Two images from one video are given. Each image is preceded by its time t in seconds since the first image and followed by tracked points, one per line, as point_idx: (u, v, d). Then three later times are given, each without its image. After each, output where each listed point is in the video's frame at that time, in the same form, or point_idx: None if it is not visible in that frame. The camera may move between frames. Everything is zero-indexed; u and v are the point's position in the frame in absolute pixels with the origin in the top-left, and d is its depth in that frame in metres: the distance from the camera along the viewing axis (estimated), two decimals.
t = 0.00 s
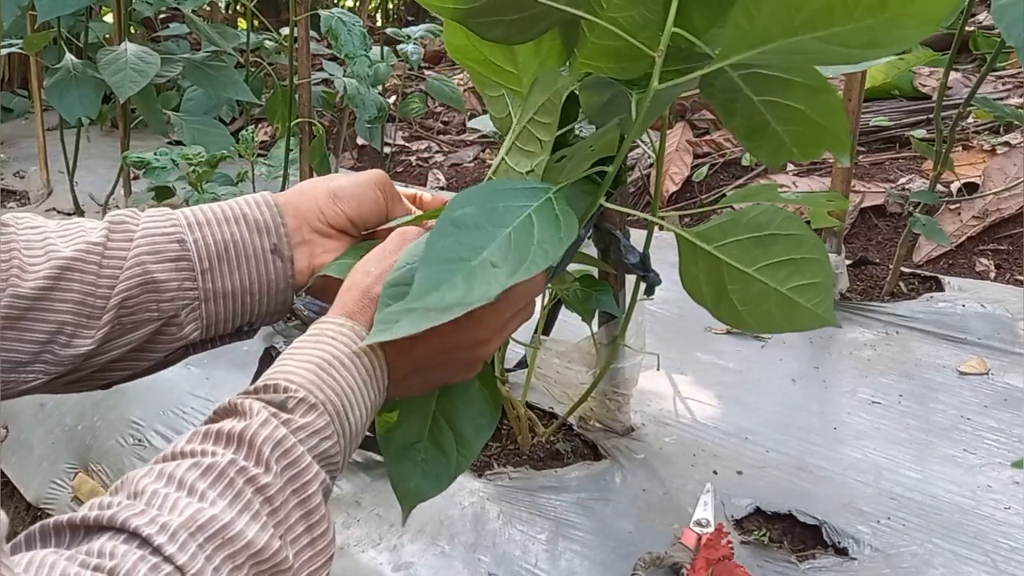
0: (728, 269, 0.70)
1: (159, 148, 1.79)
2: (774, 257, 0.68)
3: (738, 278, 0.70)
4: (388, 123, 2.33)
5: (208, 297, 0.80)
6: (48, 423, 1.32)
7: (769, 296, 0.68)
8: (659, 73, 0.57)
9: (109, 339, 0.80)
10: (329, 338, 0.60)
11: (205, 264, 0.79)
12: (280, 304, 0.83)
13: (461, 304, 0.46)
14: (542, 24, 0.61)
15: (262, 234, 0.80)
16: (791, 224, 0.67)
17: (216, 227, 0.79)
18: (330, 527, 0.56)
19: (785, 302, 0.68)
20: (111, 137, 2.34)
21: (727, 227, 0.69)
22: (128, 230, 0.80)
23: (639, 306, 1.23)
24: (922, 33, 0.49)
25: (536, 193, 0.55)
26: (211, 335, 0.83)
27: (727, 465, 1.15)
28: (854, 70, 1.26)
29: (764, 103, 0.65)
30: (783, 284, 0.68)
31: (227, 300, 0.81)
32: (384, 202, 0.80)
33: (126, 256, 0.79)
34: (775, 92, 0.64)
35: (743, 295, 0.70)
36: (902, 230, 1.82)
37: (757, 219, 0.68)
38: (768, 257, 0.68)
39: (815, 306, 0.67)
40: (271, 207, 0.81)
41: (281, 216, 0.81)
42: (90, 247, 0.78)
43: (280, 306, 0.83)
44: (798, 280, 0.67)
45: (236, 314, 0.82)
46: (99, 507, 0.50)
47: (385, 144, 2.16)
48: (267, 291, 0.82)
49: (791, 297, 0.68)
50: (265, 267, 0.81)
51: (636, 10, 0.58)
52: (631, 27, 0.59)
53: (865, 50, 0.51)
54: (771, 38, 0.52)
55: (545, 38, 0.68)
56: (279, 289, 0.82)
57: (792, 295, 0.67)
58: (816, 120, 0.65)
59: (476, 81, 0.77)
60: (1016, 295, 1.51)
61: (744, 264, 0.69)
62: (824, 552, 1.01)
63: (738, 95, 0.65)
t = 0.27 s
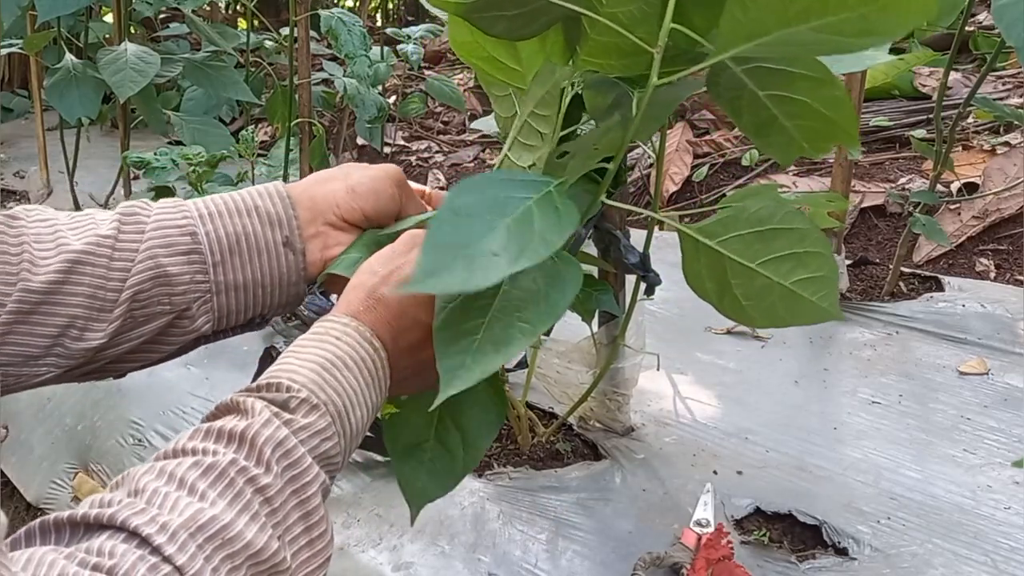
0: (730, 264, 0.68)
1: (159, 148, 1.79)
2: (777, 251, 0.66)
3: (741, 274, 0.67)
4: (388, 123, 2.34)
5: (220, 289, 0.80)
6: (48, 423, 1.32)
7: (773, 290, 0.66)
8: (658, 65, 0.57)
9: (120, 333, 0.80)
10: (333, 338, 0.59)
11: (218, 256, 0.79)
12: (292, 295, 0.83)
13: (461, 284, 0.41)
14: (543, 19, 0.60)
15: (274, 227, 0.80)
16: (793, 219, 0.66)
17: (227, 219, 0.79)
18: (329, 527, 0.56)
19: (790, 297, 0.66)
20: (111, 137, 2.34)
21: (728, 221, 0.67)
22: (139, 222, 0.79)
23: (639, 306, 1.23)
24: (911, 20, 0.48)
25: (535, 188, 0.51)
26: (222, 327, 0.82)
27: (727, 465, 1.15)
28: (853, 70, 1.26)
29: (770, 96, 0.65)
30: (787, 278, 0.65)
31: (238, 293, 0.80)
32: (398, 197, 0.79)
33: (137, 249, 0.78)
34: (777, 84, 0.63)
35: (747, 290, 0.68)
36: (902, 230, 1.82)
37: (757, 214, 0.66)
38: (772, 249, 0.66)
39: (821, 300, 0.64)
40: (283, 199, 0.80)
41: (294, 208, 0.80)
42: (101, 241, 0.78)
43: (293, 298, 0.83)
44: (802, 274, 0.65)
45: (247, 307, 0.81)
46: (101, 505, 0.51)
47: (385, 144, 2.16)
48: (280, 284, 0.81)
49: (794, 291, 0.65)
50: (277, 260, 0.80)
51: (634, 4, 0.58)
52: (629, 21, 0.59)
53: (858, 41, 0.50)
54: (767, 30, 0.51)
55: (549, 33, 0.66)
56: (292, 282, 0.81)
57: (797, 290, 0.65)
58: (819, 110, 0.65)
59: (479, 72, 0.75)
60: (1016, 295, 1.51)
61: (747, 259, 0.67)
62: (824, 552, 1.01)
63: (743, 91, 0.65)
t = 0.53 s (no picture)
0: (737, 272, 0.66)
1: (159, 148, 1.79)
2: (783, 262, 0.64)
3: (745, 282, 0.66)
4: (388, 123, 2.34)
5: (236, 280, 0.79)
6: (48, 423, 1.32)
7: (777, 301, 0.64)
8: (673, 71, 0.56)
9: (136, 324, 0.80)
10: (341, 332, 0.59)
11: (233, 247, 0.78)
12: (310, 285, 0.81)
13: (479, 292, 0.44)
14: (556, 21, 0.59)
15: (290, 217, 0.78)
16: (801, 230, 0.64)
17: (245, 208, 0.77)
18: (330, 521, 0.57)
19: (794, 309, 0.64)
20: (111, 137, 2.34)
21: (736, 229, 0.66)
22: (155, 211, 0.79)
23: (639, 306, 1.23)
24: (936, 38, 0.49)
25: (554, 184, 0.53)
26: (240, 317, 0.81)
27: (727, 465, 1.15)
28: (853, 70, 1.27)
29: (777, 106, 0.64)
30: (790, 290, 0.63)
31: (255, 283, 0.79)
32: (414, 189, 0.78)
33: (154, 239, 0.78)
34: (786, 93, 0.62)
35: (751, 300, 0.66)
36: (902, 230, 1.82)
37: (766, 222, 0.64)
38: (777, 260, 0.64)
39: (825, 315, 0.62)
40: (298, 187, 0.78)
41: (310, 198, 0.78)
42: (116, 231, 0.77)
43: (312, 288, 0.81)
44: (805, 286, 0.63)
45: (265, 297, 0.80)
46: (107, 495, 0.51)
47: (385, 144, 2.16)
48: (297, 274, 0.80)
49: (798, 304, 0.63)
50: (295, 250, 0.78)
51: (651, 7, 0.57)
52: (645, 24, 0.58)
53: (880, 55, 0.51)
54: (786, 37, 0.51)
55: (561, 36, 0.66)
56: (308, 272, 0.79)
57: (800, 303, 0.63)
58: (823, 119, 0.64)
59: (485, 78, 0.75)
60: (1016, 295, 1.51)
61: (751, 267, 0.65)
62: (824, 552, 1.01)
63: (748, 99, 0.64)
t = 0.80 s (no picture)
0: (722, 264, 0.69)
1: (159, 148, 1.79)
2: (768, 257, 0.67)
3: (730, 276, 0.70)
4: (388, 123, 2.34)
5: (236, 276, 0.81)
6: (48, 423, 1.31)
7: (762, 295, 0.68)
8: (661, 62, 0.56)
9: (135, 321, 0.82)
10: (328, 340, 0.60)
11: (232, 242, 0.80)
12: (305, 281, 0.84)
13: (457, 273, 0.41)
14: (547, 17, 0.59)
15: (288, 213, 0.81)
16: (787, 225, 0.67)
17: (243, 205, 0.80)
18: (304, 538, 0.59)
19: (778, 303, 0.68)
20: (111, 137, 2.34)
21: (722, 222, 0.69)
22: (154, 209, 0.82)
23: (639, 306, 1.23)
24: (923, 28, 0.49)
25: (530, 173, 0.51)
26: (238, 313, 0.84)
27: (728, 465, 1.15)
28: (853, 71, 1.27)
29: (767, 103, 0.65)
30: (776, 285, 0.67)
31: (253, 280, 0.82)
32: (413, 185, 0.81)
33: (153, 236, 0.81)
34: (775, 92, 0.64)
35: (734, 292, 0.70)
36: (902, 230, 1.82)
37: (752, 217, 0.67)
38: (760, 253, 0.67)
39: (810, 310, 0.66)
40: (296, 184, 0.81)
41: (307, 194, 0.81)
42: (115, 228, 0.80)
43: (308, 284, 0.84)
44: (791, 282, 0.67)
45: (262, 294, 0.83)
46: (81, 516, 0.52)
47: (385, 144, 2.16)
48: (294, 270, 0.82)
49: (783, 299, 0.68)
50: (292, 246, 0.81)
51: None
52: (637, 15, 0.58)
53: (869, 46, 0.51)
54: (769, 27, 0.51)
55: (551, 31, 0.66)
56: (305, 268, 0.83)
57: (785, 297, 0.67)
58: (813, 117, 0.66)
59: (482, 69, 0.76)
60: (1016, 295, 1.51)
61: (737, 261, 0.68)
62: (824, 552, 1.01)
63: (741, 95, 0.66)
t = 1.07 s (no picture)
0: (709, 260, 0.71)
1: (159, 148, 1.79)
2: (755, 251, 0.69)
3: (717, 271, 0.71)
4: (388, 123, 2.34)
5: (202, 305, 0.82)
6: (48, 423, 1.31)
7: (750, 290, 0.70)
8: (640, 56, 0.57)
9: (96, 350, 0.80)
10: (308, 365, 0.61)
11: (201, 271, 0.81)
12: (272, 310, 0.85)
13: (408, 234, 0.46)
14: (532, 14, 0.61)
15: (260, 242, 0.82)
16: (772, 219, 0.69)
17: (214, 233, 0.82)
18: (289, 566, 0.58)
19: (768, 298, 0.69)
20: (111, 137, 2.34)
21: (707, 217, 0.70)
22: (120, 235, 0.81)
23: (639, 306, 1.23)
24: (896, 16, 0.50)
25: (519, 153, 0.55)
26: (202, 341, 0.85)
27: (727, 465, 1.15)
28: (854, 70, 1.27)
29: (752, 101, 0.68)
30: (765, 279, 0.69)
31: (221, 309, 0.83)
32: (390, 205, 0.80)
33: (118, 264, 0.79)
34: (760, 90, 0.67)
35: (722, 288, 0.72)
36: (902, 230, 1.82)
37: (738, 211, 0.69)
38: (748, 248, 0.69)
39: (800, 303, 0.68)
40: (269, 211, 0.83)
41: (280, 223, 0.83)
42: (80, 255, 0.78)
43: (275, 312, 0.85)
44: (779, 276, 0.69)
45: (229, 322, 0.84)
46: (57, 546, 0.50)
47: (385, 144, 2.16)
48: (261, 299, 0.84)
49: (770, 293, 0.69)
50: (263, 276, 0.83)
51: None
52: (616, 8, 0.58)
53: (840, 34, 0.52)
54: (739, 21, 0.53)
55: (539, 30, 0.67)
56: (274, 297, 0.84)
57: (773, 292, 0.69)
58: (800, 117, 0.69)
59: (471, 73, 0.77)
60: (1016, 295, 1.51)
61: (724, 256, 0.70)
62: (824, 552, 1.01)
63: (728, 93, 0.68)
